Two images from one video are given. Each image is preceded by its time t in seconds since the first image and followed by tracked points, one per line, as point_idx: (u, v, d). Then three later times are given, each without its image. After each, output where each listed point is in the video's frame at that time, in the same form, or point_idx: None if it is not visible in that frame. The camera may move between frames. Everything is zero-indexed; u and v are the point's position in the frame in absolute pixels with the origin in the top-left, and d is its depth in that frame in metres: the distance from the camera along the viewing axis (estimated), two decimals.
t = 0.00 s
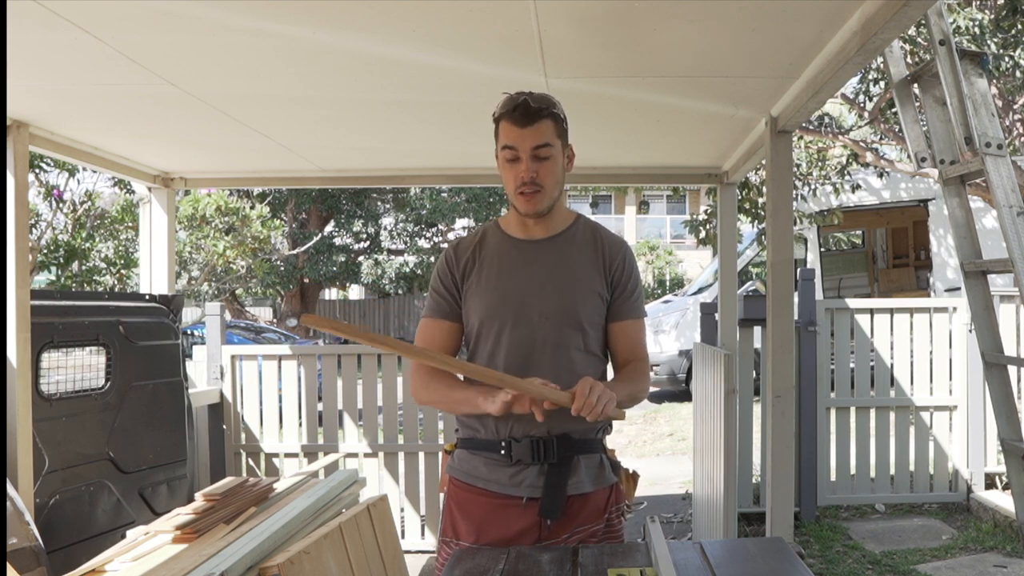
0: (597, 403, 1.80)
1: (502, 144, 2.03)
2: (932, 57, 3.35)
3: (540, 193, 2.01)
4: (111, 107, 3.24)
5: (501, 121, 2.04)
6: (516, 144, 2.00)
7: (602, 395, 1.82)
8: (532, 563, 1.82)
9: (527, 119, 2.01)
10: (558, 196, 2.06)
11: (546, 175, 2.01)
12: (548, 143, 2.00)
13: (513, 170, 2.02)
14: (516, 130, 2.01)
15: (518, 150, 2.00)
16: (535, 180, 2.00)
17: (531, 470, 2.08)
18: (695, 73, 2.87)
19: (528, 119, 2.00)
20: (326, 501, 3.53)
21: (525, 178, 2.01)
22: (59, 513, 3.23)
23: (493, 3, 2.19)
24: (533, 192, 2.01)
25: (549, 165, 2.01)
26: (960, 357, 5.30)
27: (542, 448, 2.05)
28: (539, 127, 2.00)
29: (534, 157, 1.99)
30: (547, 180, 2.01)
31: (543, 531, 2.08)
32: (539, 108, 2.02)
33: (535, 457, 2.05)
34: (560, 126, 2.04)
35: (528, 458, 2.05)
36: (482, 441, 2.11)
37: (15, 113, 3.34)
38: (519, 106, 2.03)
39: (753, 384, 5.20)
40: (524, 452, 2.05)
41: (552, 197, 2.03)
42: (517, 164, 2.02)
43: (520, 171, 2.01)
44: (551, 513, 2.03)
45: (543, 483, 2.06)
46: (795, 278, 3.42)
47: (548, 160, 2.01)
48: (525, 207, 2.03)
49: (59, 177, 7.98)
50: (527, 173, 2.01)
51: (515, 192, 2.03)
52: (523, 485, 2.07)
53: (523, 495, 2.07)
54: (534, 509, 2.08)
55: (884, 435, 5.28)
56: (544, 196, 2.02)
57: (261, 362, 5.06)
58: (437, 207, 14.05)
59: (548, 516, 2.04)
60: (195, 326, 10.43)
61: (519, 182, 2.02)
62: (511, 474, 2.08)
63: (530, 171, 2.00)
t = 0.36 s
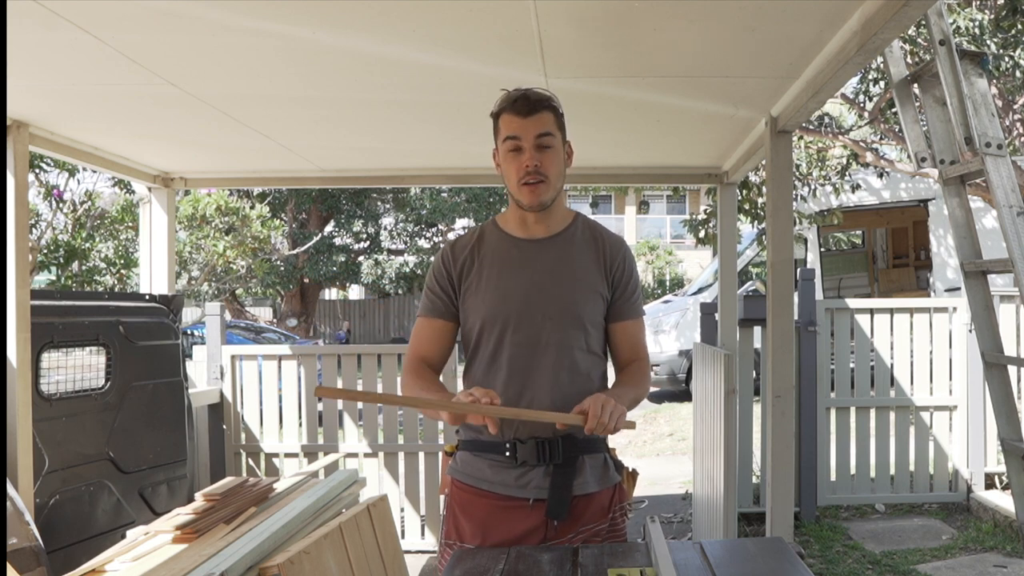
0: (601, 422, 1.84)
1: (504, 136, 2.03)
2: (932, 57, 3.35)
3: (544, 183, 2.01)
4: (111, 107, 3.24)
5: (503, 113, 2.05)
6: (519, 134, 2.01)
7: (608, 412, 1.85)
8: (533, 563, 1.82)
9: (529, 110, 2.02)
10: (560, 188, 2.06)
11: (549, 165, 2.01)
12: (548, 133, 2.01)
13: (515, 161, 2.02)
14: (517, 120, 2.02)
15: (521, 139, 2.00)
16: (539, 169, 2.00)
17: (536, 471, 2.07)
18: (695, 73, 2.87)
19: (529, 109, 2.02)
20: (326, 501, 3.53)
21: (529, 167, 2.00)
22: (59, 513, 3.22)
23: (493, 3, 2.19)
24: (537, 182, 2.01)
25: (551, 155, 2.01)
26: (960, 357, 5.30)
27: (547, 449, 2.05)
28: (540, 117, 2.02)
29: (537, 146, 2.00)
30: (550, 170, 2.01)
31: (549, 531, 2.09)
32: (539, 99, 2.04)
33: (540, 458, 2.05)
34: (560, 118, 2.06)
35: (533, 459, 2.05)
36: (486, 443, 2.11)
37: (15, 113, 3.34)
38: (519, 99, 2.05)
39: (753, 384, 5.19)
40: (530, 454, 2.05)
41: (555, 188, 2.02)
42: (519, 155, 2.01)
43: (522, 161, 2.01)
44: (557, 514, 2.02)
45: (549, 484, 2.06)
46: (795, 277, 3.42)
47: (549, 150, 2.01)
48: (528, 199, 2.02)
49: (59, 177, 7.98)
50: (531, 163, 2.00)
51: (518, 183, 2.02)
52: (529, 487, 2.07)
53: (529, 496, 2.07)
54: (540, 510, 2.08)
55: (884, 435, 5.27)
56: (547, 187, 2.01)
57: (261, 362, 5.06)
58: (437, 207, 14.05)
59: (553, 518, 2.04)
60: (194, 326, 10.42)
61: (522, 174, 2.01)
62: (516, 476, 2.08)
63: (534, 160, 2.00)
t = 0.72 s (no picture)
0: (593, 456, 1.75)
1: (499, 143, 2.03)
2: (932, 57, 3.35)
3: (539, 191, 2.02)
4: (111, 107, 3.24)
5: (497, 119, 2.03)
6: (514, 144, 2.00)
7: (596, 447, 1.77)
8: (533, 563, 1.82)
9: (525, 118, 2.00)
10: (556, 192, 2.06)
11: (544, 173, 2.02)
12: (545, 141, 2.00)
13: (510, 169, 2.02)
14: (513, 128, 2.00)
15: (515, 149, 1.99)
16: (534, 178, 2.00)
17: (537, 471, 2.08)
18: (696, 73, 2.87)
19: (525, 117, 2.00)
20: (326, 501, 3.53)
21: (524, 176, 2.00)
22: (59, 513, 3.23)
23: (493, 3, 2.19)
24: (531, 191, 2.01)
25: (546, 164, 2.01)
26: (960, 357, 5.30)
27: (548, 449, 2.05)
28: (536, 125, 2.00)
29: (532, 156, 1.99)
30: (545, 178, 2.01)
31: (550, 532, 2.08)
32: (535, 106, 2.02)
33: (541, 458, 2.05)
34: (556, 123, 2.04)
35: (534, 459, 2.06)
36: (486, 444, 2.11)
37: (15, 113, 3.34)
38: (515, 105, 2.03)
39: (753, 384, 5.19)
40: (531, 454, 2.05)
41: (550, 195, 2.04)
42: (514, 163, 2.01)
43: (518, 170, 2.01)
44: (559, 515, 2.02)
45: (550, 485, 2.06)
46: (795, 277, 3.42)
47: (545, 158, 2.01)
48: (523, 206, 2.03)
49: (59, 177, 7.99)
50: (526, 172, 2.00)
51: (513, 190, 2.03)
52: (530, 487, 2.07)
53: (531, 497, 2.07)
54: (541, 511, 2.08)
55: (884, 435, 5.27)
56: (542, 195, 2.02)
57: (261, 362, 5.06)
58: (437, 207, 14.07)
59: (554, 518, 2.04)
60: (194, 326, 10.42)
61: (517, 184, 2.02)
62: (517, 476, 2.08)
63: (529, 169, 2.00)
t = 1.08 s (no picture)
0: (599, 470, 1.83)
1: (496, 141, 2.03)
2: (932, 56, 3.35)
3: (531, 190, 2.03)
4: (111, 107, 3.24)
5: (496, 118, 2.05)
6: (512, 142, 2.01)
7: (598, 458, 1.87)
8: (533, 563, 1.82)
9: (524, 119, 2.03)
10: (545, 196, 2.08)
11: (538, 174, 2.03)
12: (540, 143, 2.03)
13: (506, 166, 2.02)
14: (512, 127, 2.02)
15: (513, 146, 2.00)
16: (528, 176, 2.01)
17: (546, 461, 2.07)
18: (696, 73, 2.87)
19: (524, 118, 2.02)
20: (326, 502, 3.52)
21: (519, 174, 2.01)
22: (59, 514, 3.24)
23: (493, 3, 2.19)
24: (525, 189, 2.02)
25: (540, 165, 2.03)
26: (960, 357, 5.30)
27: (553, 441, 2.05)
28: (534, 126, 2.03)
29: (529, 154, 2.01)
30: (539, 179, 2.03)
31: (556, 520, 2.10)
32: (533, 110, 2.05)
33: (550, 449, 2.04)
34: (550, 129, 2.07)
35: (543, 451, 2.04)
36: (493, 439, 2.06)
37: (15, 113, 3.34)
38: (513, 107, 2.06)
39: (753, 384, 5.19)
40: (541, 446, 2.03)
41: (541, 195, 2.05)
42: (510, 161, 2.02)
43: (513, 167, 2.02)
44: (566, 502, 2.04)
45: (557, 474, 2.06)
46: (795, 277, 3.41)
47: (540, 159, 2.03)
48: (515, 204, 2.03)
49: (59, 177, 7.99)
50: (521, 170, 2.01)
51: (506, 186, 2.04)
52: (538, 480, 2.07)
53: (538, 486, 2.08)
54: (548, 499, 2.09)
55: (884, 435, 5.27)
56: (534, 195, 2.03)
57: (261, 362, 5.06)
58: (437, 207, 14.07)
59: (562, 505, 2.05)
60: (194, 326, 10.43)
61: (511, 182, 2.02)
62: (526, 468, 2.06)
63: (525, 168, 2.01)
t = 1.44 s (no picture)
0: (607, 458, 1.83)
1: (489, 147, 2.01)
2: (932, 57, 3.35)
3: (525, 197, 2.01)
4: (111, 107, 3.24)
5: (489, 124, 2.02)
6: (505, 147, 1.99)
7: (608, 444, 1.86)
8: (532, 563, 1.81)
9: (517, 125, 2.00)
10: (541, 201, 2.06)
11: (532, 179, 2.00)
12: (534, 148, 2.00)
13: (500, 172, 2.00)
14: (504, 133, 1.99)
15: (506, 152, 1.98)
16: (522, 182, 1.99)
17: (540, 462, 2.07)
18: (696, 73, 2.87)
19: (517, 124, 1.99)
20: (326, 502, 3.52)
21: (512, 180, 1.98)
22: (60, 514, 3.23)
23: (493, 3, 2.19)
24: (519, 195, 2.00)
25: (535, 170, 2.00)
26: (961, 357, 5.30)
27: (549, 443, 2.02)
28: (527, 132, 2.00)
29: (522, 160, 1.98)
30: (533, 185, 2.00)
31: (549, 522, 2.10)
32: (527, 115, 2.02)
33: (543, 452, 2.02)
34: (545, 132, 2.04)
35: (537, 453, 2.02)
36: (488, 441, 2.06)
37: (15, 113, 3.34)
38: (507, 112, 2.02)
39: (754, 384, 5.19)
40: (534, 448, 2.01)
41: (536, 201, 2.02)
42: (504, 167, 2.00)
43: (507, 173, 2.00)
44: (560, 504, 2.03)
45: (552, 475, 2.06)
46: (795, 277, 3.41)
47: (534, 164, 2.00)
48: (509, 211, 2.01)
49: (59, 177, 8.01)
50: (515, 176, 1.99)
51: (501, 193, 2.01)
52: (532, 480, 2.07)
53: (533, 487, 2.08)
54: (542, 500, 2.09)
55: (884, 435, 5.27)
56: (529, 201, 2.01)
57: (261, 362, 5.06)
58: (437, 207, 14.09)
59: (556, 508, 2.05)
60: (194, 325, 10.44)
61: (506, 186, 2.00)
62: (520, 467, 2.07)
63: (518, 174, 1.99)
